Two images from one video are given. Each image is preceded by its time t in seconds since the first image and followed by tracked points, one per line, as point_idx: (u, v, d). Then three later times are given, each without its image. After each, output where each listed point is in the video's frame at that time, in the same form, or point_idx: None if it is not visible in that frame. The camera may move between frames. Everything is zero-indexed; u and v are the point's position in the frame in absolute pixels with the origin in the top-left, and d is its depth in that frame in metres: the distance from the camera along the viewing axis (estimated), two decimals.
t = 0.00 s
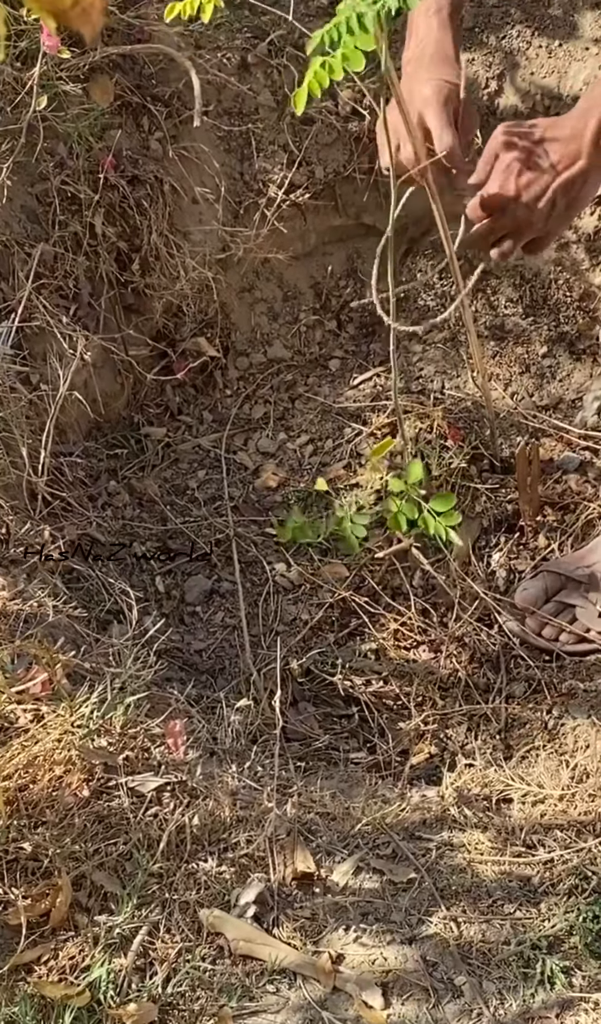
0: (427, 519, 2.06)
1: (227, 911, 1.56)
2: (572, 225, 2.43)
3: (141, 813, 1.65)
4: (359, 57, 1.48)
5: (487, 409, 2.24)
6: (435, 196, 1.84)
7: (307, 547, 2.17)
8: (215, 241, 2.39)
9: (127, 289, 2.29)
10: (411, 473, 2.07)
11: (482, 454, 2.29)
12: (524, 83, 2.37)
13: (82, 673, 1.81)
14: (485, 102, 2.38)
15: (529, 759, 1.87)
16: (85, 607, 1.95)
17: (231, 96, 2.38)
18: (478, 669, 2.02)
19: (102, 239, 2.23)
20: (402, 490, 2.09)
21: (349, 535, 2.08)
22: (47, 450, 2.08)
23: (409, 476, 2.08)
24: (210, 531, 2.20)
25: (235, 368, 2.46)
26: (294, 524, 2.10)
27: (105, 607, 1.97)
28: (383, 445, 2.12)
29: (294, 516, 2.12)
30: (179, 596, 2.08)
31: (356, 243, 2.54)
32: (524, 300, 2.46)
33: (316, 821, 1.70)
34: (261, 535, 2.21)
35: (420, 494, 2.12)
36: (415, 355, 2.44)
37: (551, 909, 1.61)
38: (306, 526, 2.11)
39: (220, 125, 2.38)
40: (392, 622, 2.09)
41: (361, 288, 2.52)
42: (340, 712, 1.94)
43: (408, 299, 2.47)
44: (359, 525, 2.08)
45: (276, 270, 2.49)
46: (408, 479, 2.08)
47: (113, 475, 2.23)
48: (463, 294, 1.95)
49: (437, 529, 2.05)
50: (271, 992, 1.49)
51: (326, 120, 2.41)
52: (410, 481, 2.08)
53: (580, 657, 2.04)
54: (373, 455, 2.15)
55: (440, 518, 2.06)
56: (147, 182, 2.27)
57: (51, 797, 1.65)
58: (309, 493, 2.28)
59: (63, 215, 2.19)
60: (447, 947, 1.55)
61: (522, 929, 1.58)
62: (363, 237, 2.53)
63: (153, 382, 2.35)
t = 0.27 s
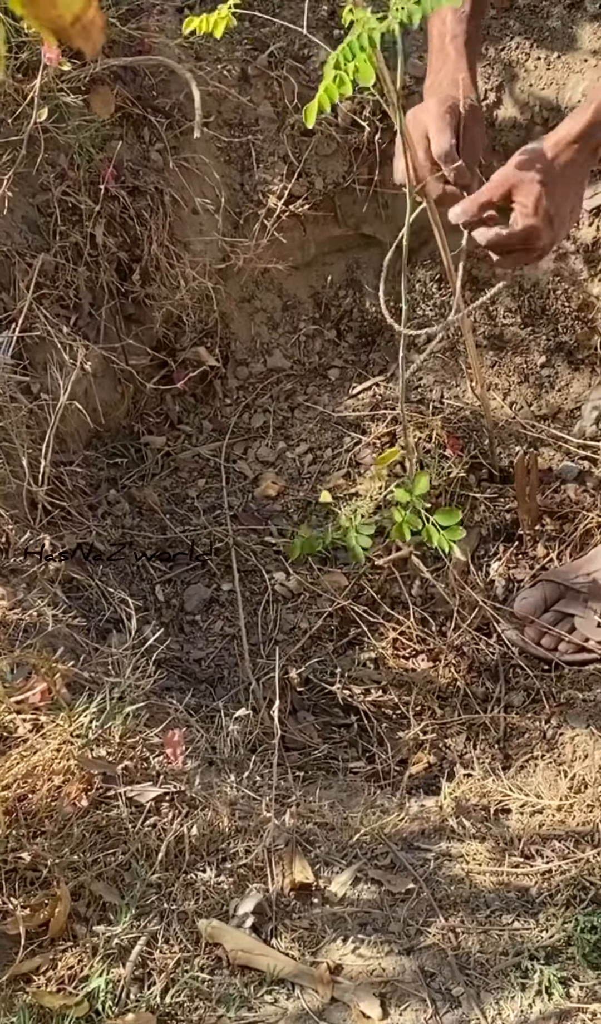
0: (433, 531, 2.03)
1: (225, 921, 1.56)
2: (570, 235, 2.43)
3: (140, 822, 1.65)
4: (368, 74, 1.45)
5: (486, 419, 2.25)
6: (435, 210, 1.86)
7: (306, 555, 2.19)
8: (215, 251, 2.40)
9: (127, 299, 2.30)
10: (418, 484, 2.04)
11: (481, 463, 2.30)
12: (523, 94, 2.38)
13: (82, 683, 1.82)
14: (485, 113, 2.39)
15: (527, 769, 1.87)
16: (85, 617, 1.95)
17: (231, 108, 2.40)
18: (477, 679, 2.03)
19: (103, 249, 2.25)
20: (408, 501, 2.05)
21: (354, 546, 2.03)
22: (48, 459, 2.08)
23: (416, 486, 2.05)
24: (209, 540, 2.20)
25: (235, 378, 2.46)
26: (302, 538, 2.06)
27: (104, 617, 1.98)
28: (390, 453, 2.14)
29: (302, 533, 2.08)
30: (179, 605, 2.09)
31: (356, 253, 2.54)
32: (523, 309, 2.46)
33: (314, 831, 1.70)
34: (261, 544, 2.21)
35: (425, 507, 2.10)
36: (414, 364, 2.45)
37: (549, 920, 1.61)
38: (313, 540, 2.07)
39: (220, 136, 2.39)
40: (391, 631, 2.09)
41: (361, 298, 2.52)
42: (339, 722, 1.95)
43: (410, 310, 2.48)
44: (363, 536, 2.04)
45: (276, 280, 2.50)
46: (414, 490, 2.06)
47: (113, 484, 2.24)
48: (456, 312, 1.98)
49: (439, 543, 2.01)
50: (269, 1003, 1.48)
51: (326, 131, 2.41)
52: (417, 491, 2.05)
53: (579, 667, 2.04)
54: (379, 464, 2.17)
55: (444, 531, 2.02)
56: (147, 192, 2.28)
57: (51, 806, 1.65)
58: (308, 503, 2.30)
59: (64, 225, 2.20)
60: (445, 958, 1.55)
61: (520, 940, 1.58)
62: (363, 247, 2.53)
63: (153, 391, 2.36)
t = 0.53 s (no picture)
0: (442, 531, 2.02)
1: (221, 924, 1.56)
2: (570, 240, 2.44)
3: (136, 825, 1.65)
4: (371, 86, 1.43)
5: (484, 422, 2.25)
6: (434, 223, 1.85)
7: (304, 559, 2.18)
8: (214, 254, 2.40)
9: (125, 302, 2.30)
10: (424, 487, 2.04)
11: (480, 467, 2.31)
12: (522, 97, 2.38)
13: (78, 685, 1.81)
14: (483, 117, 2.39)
15: (524, 773, 1.87)
16: (82, 619, 1.95)
17: (230, 111, 2.40)
18: (475, 683, 2.02)
19: (101, 252, 2.24)
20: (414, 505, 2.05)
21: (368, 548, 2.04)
22: (45, 461, 2.08)
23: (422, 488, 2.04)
24: (207, 543, 2.20)
25: (233, 381, 2.47)
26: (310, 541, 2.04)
27: (101, 619, 1.97)
28: (389, 459, 2.11)
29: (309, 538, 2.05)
30: (177, 608, 2.09)
31: (354, 256, 2.53)
32: (522, 313, 2.45)
33: (310, 834, 1.70)
34: (258, 547, 2.21)
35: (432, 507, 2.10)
36: (412, 368, 2.46)
37: (545, 923, 1.60)
38: (322, 546, 2.04)
39: (219, 139, 2.39)
40: (389, 635, 2.09)
41: (359, 302, 2.51)
42: (336, 726, 1.95)
43: (410, 313, 2.49)
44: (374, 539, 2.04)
45: (274, 284, 2.50)
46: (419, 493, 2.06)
47: (110, 486, 2.24)
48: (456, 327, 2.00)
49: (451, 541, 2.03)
50: (265, 1005, 1.48)
51: (325, 134, 2.43)
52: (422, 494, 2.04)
53: (577, 670, 2.04)
54: (380, 469, 2.15)
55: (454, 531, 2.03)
56: (145, 195, 2.28)
57: (46, 809, 1.65)
58: (307, 507, 2.29)
59: (62, 228, 2.20)
60: (442, 961, 1.54)
61: (517, 943, 1.57)
62: (362, 251, 2.52)
63: (152, 394, 2.36)
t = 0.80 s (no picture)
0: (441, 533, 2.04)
1: (222, 922, 1.56)
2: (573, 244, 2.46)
3: (137, 824, 1.65)
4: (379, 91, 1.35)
5: (486, 424, 2.24)
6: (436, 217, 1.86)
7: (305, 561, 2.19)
8: (216, 255, 2.40)
9: (127, 302, 2.31)
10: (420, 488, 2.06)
11: (482, 469, 2.30)
12: (524, 98, 2.38)
13: (80, 685, 1.81)
14: (486, 118, 2.39)
15: (525, 773, 1.87)
16: (84, 618, 1.95)
17: (233, 111, 2.41)
18: (476, 684, 2.02)
19: (103, 253, 2.25)
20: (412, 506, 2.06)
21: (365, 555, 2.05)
22: (47, 462, 2.08)
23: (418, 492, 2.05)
24: (208, 544, 2.20)
25: (235, 382, 2.47)
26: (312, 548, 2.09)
27: (103, 618, 1.97)
28: (390, 461, 2.13)
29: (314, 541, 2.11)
30: (178, 608, 2.09)
31: (356, 257, 2.52)
32: (523, 314, 2.46)
33: (312, 833, 1.70)
34: (260, 548, 2.21)
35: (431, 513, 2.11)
36: (415, 369, 2.45)
37: (546, 922, 1.60)
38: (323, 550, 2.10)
39: (222, 139, 2.40)
40: (390, 636, 2.09)
41: (361, 303, 2.52)
42: (337, 725, 1.95)
43: (408, 317, 2.50)
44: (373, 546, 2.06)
45: (276, 285, 2.50)
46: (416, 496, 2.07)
47: (112, 487, 2.24)
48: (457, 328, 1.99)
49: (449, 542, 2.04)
50: (266, 1003, 1.48)
51: (327, 134, 2.44)
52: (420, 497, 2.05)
53: (578, 672, 2.04)
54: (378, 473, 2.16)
55: (451, 531, 2.05)
56: (148, 196, 2.28)
57: (48, 807, 1.65)
58: (308, 507, 2.30)
59: (64, 228, 2.21)
60: (442, 960, 1.54)
61: (518, 942, 1.57)
62: (363, 252, 2.52)
63: (154, 394, 2.36)
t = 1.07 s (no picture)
0: (432, 539, 2.05)
1: (222, 926, 1.55)
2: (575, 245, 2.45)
3: (137, 827, 1.65)
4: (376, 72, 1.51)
5: (487, 428, 2.25)
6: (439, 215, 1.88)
7: (306, 563, 2.19)
8: (218, 258, 2.41)
9: (129, 305, 2.31)
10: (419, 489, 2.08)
11: (483, 472, 2.30)
12: (527, 102, 2.38)
13: (80, 688, 1.81)
14: (488, 122, 2.39)
15: (526, 777, 1.87)
16: (84, 622, 1.94)
17: (235, 114, 2.41)
18: (477, 688, 2.02)
19: (105, 255, 2.25)
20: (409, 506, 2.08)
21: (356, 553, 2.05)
22: (48, 465, 2.08)
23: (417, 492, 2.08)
24: (209, 547, 2.20)
25: (237, 385, 2.47)
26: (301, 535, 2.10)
27: (104, 621, 1.97)
28: (391, 459, 2.12)
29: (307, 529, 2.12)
30: (179, 611, 2.09)
31: (358, 262, 2.49)
32: (525, 318, 2.47)
33: (312, 836, 1.70)
34: (261, 552, 2.21)
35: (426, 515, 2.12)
36: (416, 373, 2.45)
37: (546, 927, 1.59)
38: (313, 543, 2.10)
39: (224, 142, 2.40)
40: (391, 640, 2.09)
41: (363, 305, 2.51)
42: (338, 729, 1.95)
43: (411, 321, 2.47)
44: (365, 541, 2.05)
45: (279, 287, 2.49)
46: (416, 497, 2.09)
47: (113, 490, 2.24)
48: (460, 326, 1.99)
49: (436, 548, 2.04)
50: (266, 1008, 1.47)
51: (329, 138, 2.43)
52: (417, 498, 2.08)
53: (579, 675, 2.05)
54: (380, 469, 2.16)
55: (444, 539, 2.05)
56: (150, 198, 2.29)
57: (47, 811, 1.65)
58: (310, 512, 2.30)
59: (66, 230, 2.21)
60: (442, 964, 1.53)
61: (518, 947, 1.56)
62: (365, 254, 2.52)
63: (155, 398, 2.36)
